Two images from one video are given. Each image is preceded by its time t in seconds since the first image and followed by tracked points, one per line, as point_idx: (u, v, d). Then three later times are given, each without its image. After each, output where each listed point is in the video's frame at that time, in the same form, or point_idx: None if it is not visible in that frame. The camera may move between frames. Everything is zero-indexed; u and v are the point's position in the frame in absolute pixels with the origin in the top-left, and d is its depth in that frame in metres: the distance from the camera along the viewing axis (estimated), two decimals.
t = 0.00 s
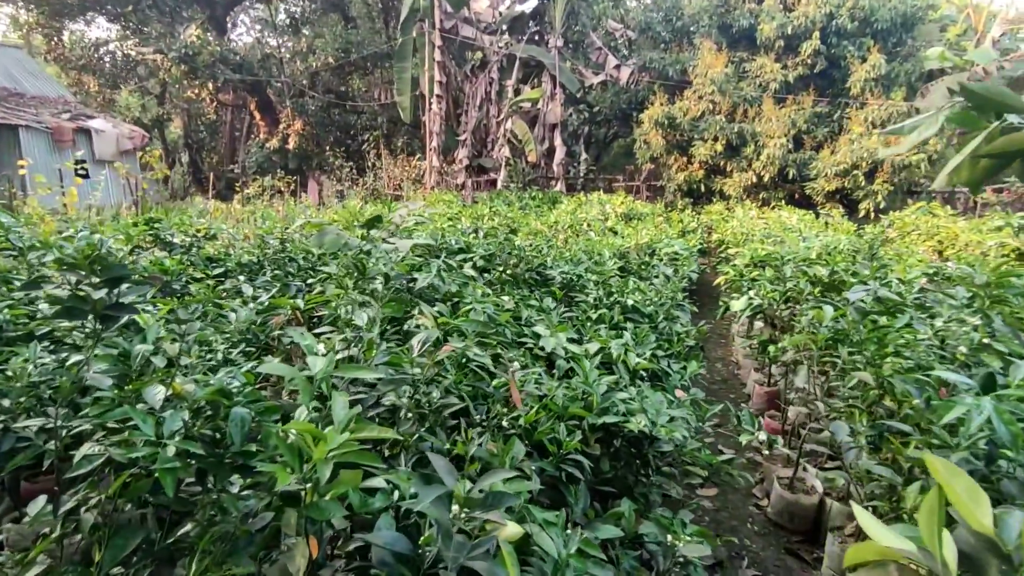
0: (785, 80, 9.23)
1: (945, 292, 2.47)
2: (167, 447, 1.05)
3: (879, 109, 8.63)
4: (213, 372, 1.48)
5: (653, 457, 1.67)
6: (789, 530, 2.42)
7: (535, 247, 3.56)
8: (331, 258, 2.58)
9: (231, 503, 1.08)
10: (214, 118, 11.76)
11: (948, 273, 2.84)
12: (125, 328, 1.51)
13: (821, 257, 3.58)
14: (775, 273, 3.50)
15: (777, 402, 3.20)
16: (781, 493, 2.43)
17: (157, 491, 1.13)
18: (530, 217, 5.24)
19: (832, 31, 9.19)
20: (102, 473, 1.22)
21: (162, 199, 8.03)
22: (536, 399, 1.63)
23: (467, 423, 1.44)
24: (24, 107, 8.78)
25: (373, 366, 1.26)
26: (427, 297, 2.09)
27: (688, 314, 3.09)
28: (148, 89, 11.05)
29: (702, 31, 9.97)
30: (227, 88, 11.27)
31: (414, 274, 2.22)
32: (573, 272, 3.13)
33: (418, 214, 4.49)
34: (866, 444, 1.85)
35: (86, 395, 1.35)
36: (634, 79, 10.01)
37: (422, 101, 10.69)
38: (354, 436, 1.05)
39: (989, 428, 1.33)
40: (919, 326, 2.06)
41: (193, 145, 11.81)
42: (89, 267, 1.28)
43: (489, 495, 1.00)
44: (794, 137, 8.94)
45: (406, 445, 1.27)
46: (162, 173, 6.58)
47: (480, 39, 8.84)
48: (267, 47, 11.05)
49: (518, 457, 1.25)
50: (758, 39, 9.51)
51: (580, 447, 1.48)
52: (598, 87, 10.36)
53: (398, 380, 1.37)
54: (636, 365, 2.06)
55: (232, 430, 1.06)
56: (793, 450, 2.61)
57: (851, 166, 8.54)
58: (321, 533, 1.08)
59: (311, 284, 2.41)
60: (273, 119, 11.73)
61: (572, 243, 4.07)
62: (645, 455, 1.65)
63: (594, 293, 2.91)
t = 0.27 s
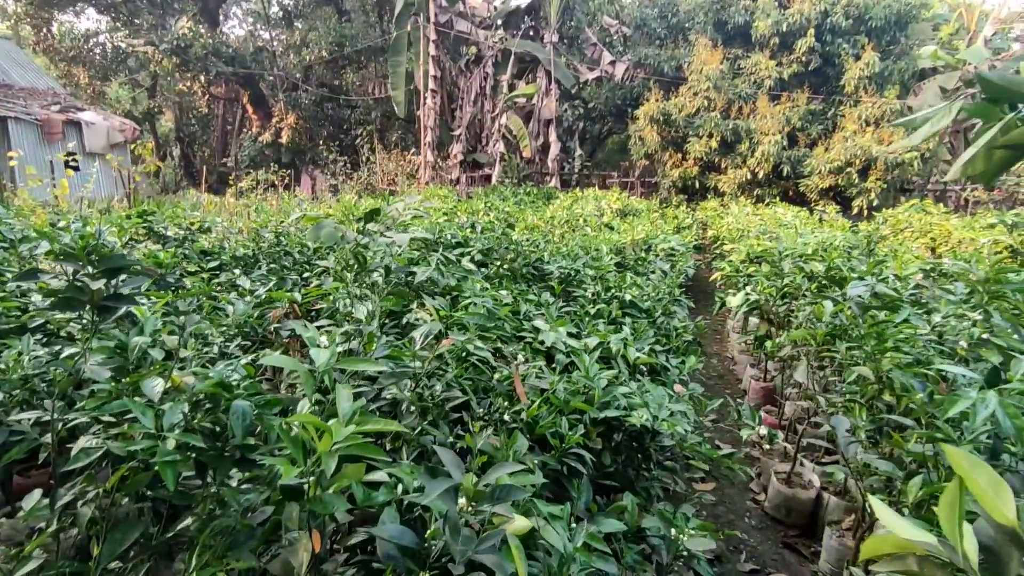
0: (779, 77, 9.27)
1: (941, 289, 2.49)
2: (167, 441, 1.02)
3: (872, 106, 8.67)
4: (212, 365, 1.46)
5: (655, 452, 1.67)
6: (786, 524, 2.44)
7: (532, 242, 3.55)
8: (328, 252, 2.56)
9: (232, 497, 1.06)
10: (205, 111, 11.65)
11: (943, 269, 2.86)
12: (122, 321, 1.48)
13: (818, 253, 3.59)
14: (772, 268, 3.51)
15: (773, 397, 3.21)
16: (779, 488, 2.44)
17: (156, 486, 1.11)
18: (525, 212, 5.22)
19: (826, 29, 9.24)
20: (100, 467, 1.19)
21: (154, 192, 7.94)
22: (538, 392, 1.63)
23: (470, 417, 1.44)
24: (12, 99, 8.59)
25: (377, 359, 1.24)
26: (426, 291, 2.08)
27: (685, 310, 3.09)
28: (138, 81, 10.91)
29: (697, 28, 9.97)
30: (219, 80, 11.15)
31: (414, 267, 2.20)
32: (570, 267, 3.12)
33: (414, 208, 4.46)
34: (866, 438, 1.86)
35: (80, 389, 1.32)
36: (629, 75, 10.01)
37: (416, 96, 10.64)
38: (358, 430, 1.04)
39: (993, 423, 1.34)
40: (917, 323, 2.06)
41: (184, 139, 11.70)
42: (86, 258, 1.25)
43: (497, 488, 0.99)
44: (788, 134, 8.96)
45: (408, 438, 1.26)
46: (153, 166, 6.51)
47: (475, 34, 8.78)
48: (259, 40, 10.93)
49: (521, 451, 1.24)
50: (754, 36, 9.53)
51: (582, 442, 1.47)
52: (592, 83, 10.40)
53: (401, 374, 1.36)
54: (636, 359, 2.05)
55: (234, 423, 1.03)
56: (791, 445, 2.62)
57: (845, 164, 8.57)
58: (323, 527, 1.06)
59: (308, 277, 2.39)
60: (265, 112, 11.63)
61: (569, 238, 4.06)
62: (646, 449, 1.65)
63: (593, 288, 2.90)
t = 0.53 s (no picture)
0: (773, 75, 9.30)
1: (937, 287, 2.50)
2: (164, 438, 1.00)
3: (866, 105, 8.70)
4: (208, 362, 1.43)
5: (654, 449, 1.67)
6: (783, 521, 2.44)
7: (529, 239, 3.54)
8: (325, 249, 2.54)
9: (230, 495, 1.04)
10: (198, 107, 11.57)
11: (939, 267, 2.87)
12: (116, 316, 1.46)
13: (814, 251, 3.60)
14: (768, 266, 3.52)
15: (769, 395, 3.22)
16: (776, 485, 2.45)
17: (152, 484, 1.09)
18: (521, 210, 5.21)
19: (821, 28, 9.27)
20: (94, 465, 1.17)
21: (146, 188, 7.87)
22: (538, 389, 1.62)
23: (469, 415, 1.43)
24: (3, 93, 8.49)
25: (377, 356, 1.22)
26: (424, 287, 2.06)
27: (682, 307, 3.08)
28: (130, 76, 10.81)
29: (692, 26, 9.99)
30: (212, 75, 11.07)
31: (411, 264, 2.19)
32: (567, 264, 3.11)
33: (410, 204, 4.44)
34: (864, 435, 1.87)
35: (74, 386, 1.30)
36: (624, 73, 10.01)
37: (411, 92, 10.61)
38: (359, 428, 1.02)
39: (993, 421, 1.35)
40: (915, 321, 2.06)
41: (177, 134, 11.61)
42: (81, 253, 1.23)
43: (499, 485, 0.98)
44: (782, 133, 8.98)
45: (408, 436, 1.24)
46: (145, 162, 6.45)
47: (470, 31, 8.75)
48: (253, 35, 10.86)
49: (522, 448, 1.23)
50: (749, 34, 9.56)
51: (582, 439, 1.46)
52: (587, 81, 10.42)
53: (399, 371, 1.34)
54: (635, 357, 2.05)
55: (231, 420, 1.01)
56: (787, 443, 2.63)
57: (839, 162, 8.60)
58: (322, 526, 1.05)
59: (303, 274, 2.37)
60: (259, 108, 11.56)
61: (566, 235, 4.06)
62: (646, 446, 1.64)
63: (591, 285, 2.90)
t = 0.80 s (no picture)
0: (767, 75, 9.32)
1: (930, 285, 2.51)
2: (159, 435, 0.99)
3: (860, 104, 8.74)
4: (202, 359, 1.42)
5: (649, 446, 1.68)
6: (777, 517, 2.45)
7: (524, 237, 3.54)
8: (320, 246, 2.54)
9: (226, 492, 1.04)
10: (191, 104, 11.50)
11: (932, 265, 2.89)
12: (109, 314, 1.45)
13: (808, 249, 3.61)
14: (763, 264, 3.53)
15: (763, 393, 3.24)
16: (770, 482, 2.46)
17: (147, 482, 1.08)
18: (517, 208, 5.20)
19: (815, 27, 9.31)
20: (89, 462, 1.16)
21: (138, 186, 7.82)
22: (534, 387, 1.62)
23: (465, 412, 1.43)
24: None
25: (374, 354, 1.22)
26: (420, 285, 2.06)
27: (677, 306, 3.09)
28: (122, 73, 10.73)
29: (687, 25, 10.02)
30: (205, 73, 11.01)
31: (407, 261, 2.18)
32: (562, 262, 3.11)
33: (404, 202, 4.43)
34: (858, 432, 1.88)
35: (69, 383, 1.30)
36: (619, 72, 10.02)
37: (406, 90, 10.58)
38: (356, 425, 1.02)
39: (985, 417, 1.36)
40: (909, 318, 2.07)
41: (169, 132, 11.53)
42: (76, 250, 1.22)
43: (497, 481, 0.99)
44: (776, 132, 9.01)
45: (404, 433, 1.24)
46: (137, 159, 6.41)
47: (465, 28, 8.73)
48: (246, 32, 10.79)
49: (518, 445, 1.23)
50: (743, 34, 9.59)
51: (579, 436, 1.46)
52: (582, 80, 10.45)
53: (397, 369, 1.34)
54: (630, 354, 2.05)
55: (227, 417, 1.01)
56: (781, 440, 2.64)
57: (833, 162, 8.64)
58: (319, 523, 1.05)
59: (298, 272, 2.36)
60: (252, 106, 11.50)
61: (561, 233, 4.06)
62: (641, 443, 1.65)
63: (586, 283, 2.90)
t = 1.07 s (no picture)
0: (762, 75, 9.36)
1: (923, 284, 2.52)
2: (152, 435, 0.98)
3: (853, 105, 8.78)
4: (196, 358, 1.41)
5: (645, 445, 1.68)
6: (771, 516, 2.45)
7: (520, 236, 3.54)
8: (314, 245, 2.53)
9: (219, 492, 1.03)
10: (184, 102, 11.44)
11: (924, 264, 2.90)
12: (102, 312, 1.44)
13: (802, 249, 3.63)
14: (757, 264, 3.54)
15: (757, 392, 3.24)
16: (764, 480, 2.46)
17: (139, 482, 1.07)
18: (511, 207, 5.20)
19: (809, 28, 9.35)
20: (81, 462, 1.15)
21: (130, 184, 7.77)
22: (529, 385, 1.62)
23: (461, 411, 1.43)
24: None
25: (369, 353, 1.21)
26: (415, 284, 2.05)
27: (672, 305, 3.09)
28: (114, 70, 10.65)
29: (681, 25, 10.05)
30: (198, 70, 10.94)
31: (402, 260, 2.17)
32: (557, 261, 3.11)
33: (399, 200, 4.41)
34: (851, 431, 1.88)
35: (60, 382, 1.28)
36: (614, 71, 10.03)
37: (400, 89, 10.56)
38: (351, 424, 1.02)
39: (977, 415, 1.37)
40: (903, 318, 2.08)
41: (162, 130, 11.46)
42: (67, 248, 1.21)
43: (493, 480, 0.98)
44: (770, 132, 9.04)
45: (399, 433, 1.24)
46: (130, 157, 6.37)
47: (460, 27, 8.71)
48: (240, 29, 10.72)
49: (514, 445, 1.23)
50: (738, 34, 9.63)
51: (574, 435, 1.46)
52: (577, 79, 10.49)
53: (392, 368, 1.33)
54: (625, 353, 2.05)
55: (221, 416, 1.00)
56: (775, 439, 2.65)
57: (826, 162, 8.68)
58: (313, 523, 1.04)
59: (292, 270, 2.35)
60: (245, 103, 11.44)
61: (556, 233, 4.06)
62: (637, 442, 1.65)
63: (581, 282, 2.90)
